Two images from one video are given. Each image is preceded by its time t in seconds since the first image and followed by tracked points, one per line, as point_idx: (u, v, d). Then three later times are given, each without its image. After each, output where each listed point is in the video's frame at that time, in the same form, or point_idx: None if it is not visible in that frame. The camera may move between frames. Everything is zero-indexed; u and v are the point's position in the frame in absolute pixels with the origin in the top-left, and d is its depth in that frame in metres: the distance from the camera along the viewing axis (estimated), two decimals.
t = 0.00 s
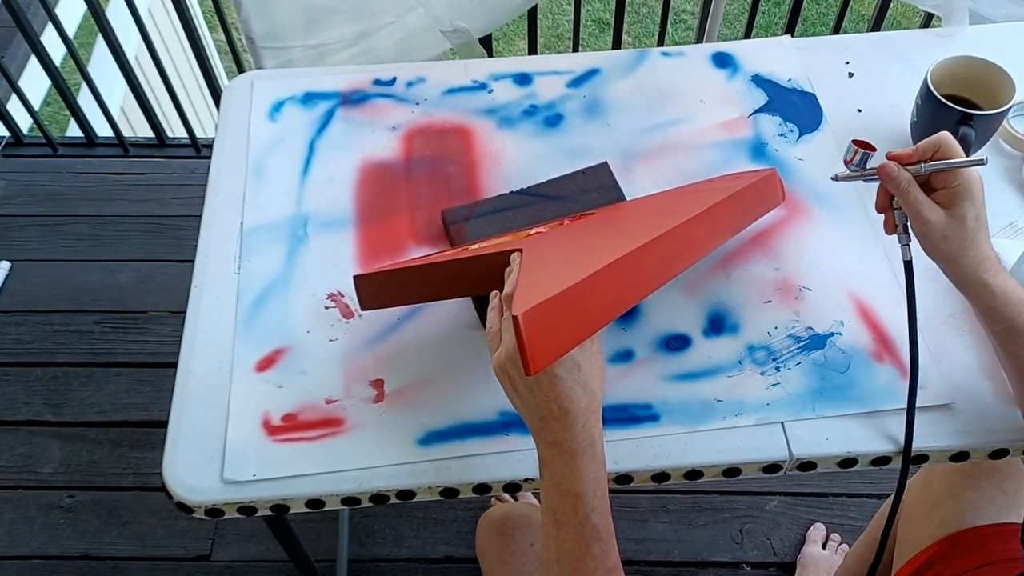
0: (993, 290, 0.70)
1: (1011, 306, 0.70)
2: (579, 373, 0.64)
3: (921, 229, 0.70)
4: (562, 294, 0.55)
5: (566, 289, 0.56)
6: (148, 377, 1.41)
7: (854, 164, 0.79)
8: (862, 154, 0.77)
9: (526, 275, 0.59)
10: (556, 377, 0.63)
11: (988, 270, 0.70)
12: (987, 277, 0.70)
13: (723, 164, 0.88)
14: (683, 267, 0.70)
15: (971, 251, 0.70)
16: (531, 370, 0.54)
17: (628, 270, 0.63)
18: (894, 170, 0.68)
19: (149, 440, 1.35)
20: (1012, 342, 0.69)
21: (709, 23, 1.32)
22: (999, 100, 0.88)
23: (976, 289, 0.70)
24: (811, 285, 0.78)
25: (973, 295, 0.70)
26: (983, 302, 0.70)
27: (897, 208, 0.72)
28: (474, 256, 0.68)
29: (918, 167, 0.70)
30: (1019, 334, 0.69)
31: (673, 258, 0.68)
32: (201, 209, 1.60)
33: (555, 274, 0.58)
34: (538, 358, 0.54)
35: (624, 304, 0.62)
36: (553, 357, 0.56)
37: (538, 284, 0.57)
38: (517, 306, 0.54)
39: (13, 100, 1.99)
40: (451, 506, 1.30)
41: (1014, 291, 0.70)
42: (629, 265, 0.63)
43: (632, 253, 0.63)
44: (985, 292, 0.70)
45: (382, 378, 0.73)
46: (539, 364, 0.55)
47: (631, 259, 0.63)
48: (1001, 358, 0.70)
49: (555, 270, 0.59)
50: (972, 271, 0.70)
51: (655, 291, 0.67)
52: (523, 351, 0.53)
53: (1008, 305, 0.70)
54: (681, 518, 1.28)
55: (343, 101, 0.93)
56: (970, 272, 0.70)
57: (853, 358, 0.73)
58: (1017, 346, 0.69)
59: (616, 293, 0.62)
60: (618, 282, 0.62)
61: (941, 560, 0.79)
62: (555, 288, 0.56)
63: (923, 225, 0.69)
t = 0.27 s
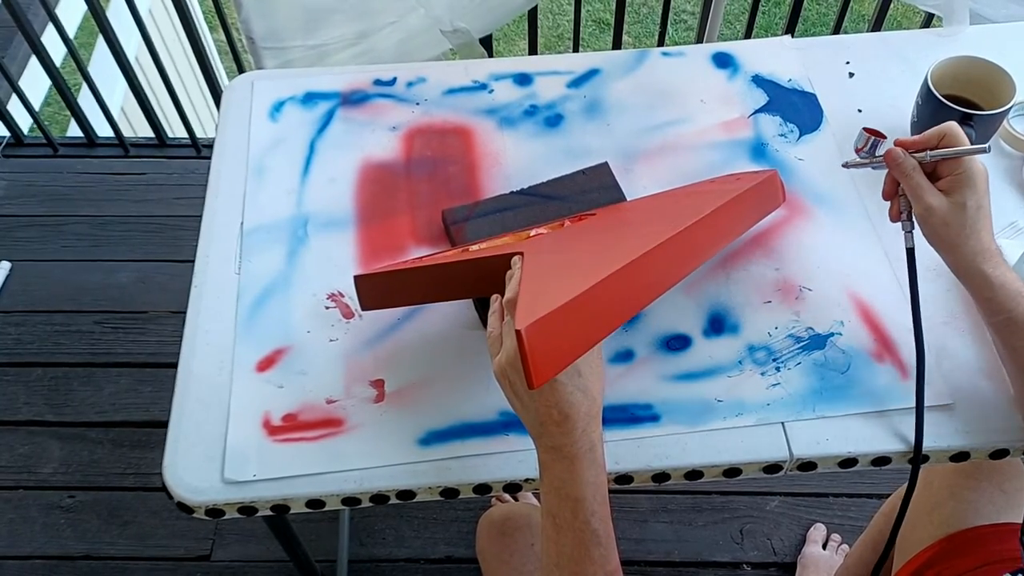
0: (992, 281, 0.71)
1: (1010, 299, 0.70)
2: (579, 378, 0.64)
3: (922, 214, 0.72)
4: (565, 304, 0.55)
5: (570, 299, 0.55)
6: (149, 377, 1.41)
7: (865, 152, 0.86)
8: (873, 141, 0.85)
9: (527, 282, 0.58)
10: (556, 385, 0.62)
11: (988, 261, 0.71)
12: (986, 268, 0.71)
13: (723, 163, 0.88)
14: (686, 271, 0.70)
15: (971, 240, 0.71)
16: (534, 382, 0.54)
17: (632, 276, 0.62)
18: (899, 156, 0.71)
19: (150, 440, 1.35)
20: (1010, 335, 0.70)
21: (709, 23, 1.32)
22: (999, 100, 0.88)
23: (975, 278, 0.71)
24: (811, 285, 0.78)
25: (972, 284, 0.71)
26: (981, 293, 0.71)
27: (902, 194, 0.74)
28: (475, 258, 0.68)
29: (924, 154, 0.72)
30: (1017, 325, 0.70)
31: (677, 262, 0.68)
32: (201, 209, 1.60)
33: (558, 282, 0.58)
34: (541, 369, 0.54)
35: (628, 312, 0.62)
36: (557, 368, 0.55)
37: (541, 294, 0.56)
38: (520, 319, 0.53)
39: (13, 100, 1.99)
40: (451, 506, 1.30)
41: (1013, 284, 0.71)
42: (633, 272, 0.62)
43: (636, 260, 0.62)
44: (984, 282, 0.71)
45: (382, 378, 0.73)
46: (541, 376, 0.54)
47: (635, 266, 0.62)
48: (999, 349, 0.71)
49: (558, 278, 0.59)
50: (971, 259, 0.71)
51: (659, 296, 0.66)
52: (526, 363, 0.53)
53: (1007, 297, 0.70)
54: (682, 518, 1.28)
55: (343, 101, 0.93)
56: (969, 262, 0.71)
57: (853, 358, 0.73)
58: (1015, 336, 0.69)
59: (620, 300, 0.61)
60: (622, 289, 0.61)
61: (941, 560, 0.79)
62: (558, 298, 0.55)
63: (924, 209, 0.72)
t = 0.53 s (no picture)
0: (990, 294, 0.69)
1: (1007, 309, 0.69)
2: (579, 380, 0.64)
3: (918, 232, 0.70)
4: (567, 309, 0.54)
5: (571, 304, 0.55)
6: (149, 377, 1.41)
7: (846, 167, 0.79)
8: (854, 158, 0.77)
9: (528, 287, 0.58)
10: (558, 385, 0.62)
11: (986, 274, 0.70)
12: (984, 281, 0.70)
13: (723, 164, 0.88)
14: (688, 273, 0.70)
15: (969, 255, 0.69)
16: (537, 389, 0.53)
17: (634, 279, 0.62)
18: (889, 173, 0.68)
19: (150, 440, 1.35)
20: (1009, 344, 0.69)
21: (709, 23, 1.32)
22: (999, 100, 0.88)
23: (974, 293, 0.70)
24: (811, 285, 0.78)
25: (971, 298, 0.70)
26: (980, 306, 0.70)
27: (892, 212, 0.72)
28: (476, 260, 0.68)
29: (913, 170, 0.70)
30: (1016, 336, 0.69)
31: (678, 264, 0.67)
32: (200, 209, 1.60)
33: (559, 287, 0.57)
34: (544, 375, 0.53)
35: (630, 315, 0.62)
36: (559, 373, 0.55)
37: (542, 298, 0.56)
38: (522, 325, 0.53)
39: (13, 99, 1.99)
40: (451, 507, 1.30)
41: (1011, 294, 0.70)
42: (635, 274, 0.62)
43: (638, 262, 0.62)
44: (983, 296, 0.69)
45: (382, 378, 0.73)
46: (544, 382, 0.54)
47: (638, 269, 0.62)
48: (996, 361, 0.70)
49: (559, 281, 0.58)
50: (969, 275, 0.69)
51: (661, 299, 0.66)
52: (528, 370, 0.52)
53: (1004, 308, 0.69)
54: (681, 518, 1.28)
55: (343, 101, 0.93)
56: (968, 276, 0.69)
57: (853, 358, 0.73)
58: (1014, 348, 0.69)
59: (622, 304, 0.60)
60: (624, 292, 0.61)
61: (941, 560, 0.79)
62: (560, 303, 0.55)
63: (919, 229, 0.69)
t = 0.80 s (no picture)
0: (984, 304, 0.68)
1: (1000, 318, 0.69)
2: (580, 382, 0.64)
3: (911, 248, 0.67)
4: (570, 315, 0.54)
5: (575, 310, 0.55)
6: (149, 377, 1.41)
7: (825, 181, 0.72)
8: (835, 171, 0.71)
9: (530, 291, 0.57)
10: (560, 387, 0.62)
11: (980, 285, 0.68)
12: (978, 291, 0.68)
13: (723, 164, 0.88)
14: (691, 275, 0.70)
15: (962, 268, 0.68)
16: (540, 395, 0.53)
17: (636, 283, 0.61)
18: (878, 191, 0.65)
19: (150, 440, 1.35)
20: (1004, 353, 0.69)
21: (709, 23, 1.32)
22: (999, 100, 0.88)
23: (969, 305, 0.68)
24: (811, 285, 0.78)
25: (965, 310, 0.69)
26: (974, 316, 0.69)
27: (880, 226, 0.69)
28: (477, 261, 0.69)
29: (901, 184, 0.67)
30: (1010, 345, 0.69)
31: (679, 268, 0.67)
32: (201, 209, 1.60)
33: (561, 292, 0.57)
34: (547, 382, 0.53)
35: (633, 319, 0.62)
36: (562, 380, 0.55)
37: (545, 304, 0.55)
38: (526, 331, 0.52)
39: (13, 99, 1.99)
40: (451, 506, 1.30)
41: (1003, 301, 0.69)
42: (637, 278, 0.62)
43: (640, 267, 0.62)
44: (977, 307, 0.68)
45: (382, 378, 0.73)
46: (547, 389, 0.53)
47: (640, 272, 0.62)
48: (989, 368, 0.70)
49: (561, 286, 0.58)
50: (964, 287, 0.68)
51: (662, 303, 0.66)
52: (532, 376, 0.52)
53: (999, 317, 0.69)
54: (681, 518, 1.28)
55: (343, 101, 0.93)
56: (962, 288, 0.68)
57: (853, 358, 0.73)
58: (1008, 357, 0.69)
59: (623, 308, 0.60)
60: (626, 296, 0.60)
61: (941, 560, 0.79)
62: (563, 309, 0.55)
63: (912, 245, 0.67)
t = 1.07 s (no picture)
0: (978, 308, 0.68)
1: (995, 321, 0.69)
2: (581, 383, 0.64)
3: (906, 257, 0.67)
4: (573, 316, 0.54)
5: (577, 311, 0.55)
6: (149, 377, 1.41)
7: (811, 195, 0.70)
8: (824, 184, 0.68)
9: (532, 290, 0.57)
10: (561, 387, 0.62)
11: (973, 288, 0.69)
12: (972, 295, 0.68)
13: (723, 164, 0.88)
14: (693, 275, 0.70)
15: (957, 273, 0.68)
16: (542, 397, 0.53)
17: (638, 283, 0.62)
18: (873, 203, 0.63)
19: (150, 440, 1.35)
20: (996, 356, 0.69)
21: (709, 23, 1.32)
22: (999, 100, 0.88)
23: (962, 309, 0.68)
24: (811, 285, 0.78)
25: (959, 315, 0.69)
26: (968, 321, 0.69)
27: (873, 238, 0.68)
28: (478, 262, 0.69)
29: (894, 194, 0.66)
30: (1002, 347, 0.69)
31: (682, 267, 0.67)
32: (201, 209, 1.60)
33: (564, 292, 0.57)
34: (550, 382, 0.53)
35: (634, 320, 0.62)
36: (566, 380, 0.55)
37: (548, 304, 0.55)
38: (528, 332, 0.52)
39: (13, 100, 1.99)
40: (451, 507, 1.30)
41: (996, 302, 0.69)
42: (639, 279, 0.62)
43: (642, 267, 0.62)
44: (972, 311, 0.68)
45: (382, 378, 0.73)
46: (550, 389, 0.53)
47: (642, 273, 0.62)
48: (979, 369, 0.70)
49: (563, 285, 0.58)
50: (959, 292, 0.68)
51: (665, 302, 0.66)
52: (534, 376, 0.52)
53: (993, 320, 0.69)
54: (681, 518, 1.28)
55: (343, 101, 0.93)
56: (957, 293, 0.68)
57: (853, 358, 0.73)
58: (1000, 359, 0.69)
59: (626, 309, 0.60)
60: (628, 296, 0.61)
61: (941, 559, 0.79)
62: (566, 309, 0.55)
63: (907, 254, 0.66)
